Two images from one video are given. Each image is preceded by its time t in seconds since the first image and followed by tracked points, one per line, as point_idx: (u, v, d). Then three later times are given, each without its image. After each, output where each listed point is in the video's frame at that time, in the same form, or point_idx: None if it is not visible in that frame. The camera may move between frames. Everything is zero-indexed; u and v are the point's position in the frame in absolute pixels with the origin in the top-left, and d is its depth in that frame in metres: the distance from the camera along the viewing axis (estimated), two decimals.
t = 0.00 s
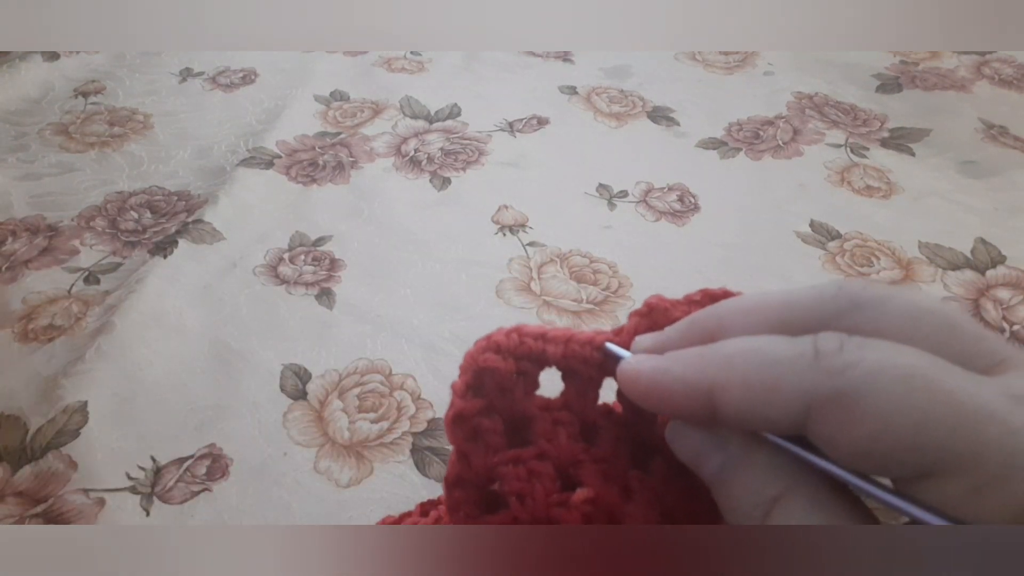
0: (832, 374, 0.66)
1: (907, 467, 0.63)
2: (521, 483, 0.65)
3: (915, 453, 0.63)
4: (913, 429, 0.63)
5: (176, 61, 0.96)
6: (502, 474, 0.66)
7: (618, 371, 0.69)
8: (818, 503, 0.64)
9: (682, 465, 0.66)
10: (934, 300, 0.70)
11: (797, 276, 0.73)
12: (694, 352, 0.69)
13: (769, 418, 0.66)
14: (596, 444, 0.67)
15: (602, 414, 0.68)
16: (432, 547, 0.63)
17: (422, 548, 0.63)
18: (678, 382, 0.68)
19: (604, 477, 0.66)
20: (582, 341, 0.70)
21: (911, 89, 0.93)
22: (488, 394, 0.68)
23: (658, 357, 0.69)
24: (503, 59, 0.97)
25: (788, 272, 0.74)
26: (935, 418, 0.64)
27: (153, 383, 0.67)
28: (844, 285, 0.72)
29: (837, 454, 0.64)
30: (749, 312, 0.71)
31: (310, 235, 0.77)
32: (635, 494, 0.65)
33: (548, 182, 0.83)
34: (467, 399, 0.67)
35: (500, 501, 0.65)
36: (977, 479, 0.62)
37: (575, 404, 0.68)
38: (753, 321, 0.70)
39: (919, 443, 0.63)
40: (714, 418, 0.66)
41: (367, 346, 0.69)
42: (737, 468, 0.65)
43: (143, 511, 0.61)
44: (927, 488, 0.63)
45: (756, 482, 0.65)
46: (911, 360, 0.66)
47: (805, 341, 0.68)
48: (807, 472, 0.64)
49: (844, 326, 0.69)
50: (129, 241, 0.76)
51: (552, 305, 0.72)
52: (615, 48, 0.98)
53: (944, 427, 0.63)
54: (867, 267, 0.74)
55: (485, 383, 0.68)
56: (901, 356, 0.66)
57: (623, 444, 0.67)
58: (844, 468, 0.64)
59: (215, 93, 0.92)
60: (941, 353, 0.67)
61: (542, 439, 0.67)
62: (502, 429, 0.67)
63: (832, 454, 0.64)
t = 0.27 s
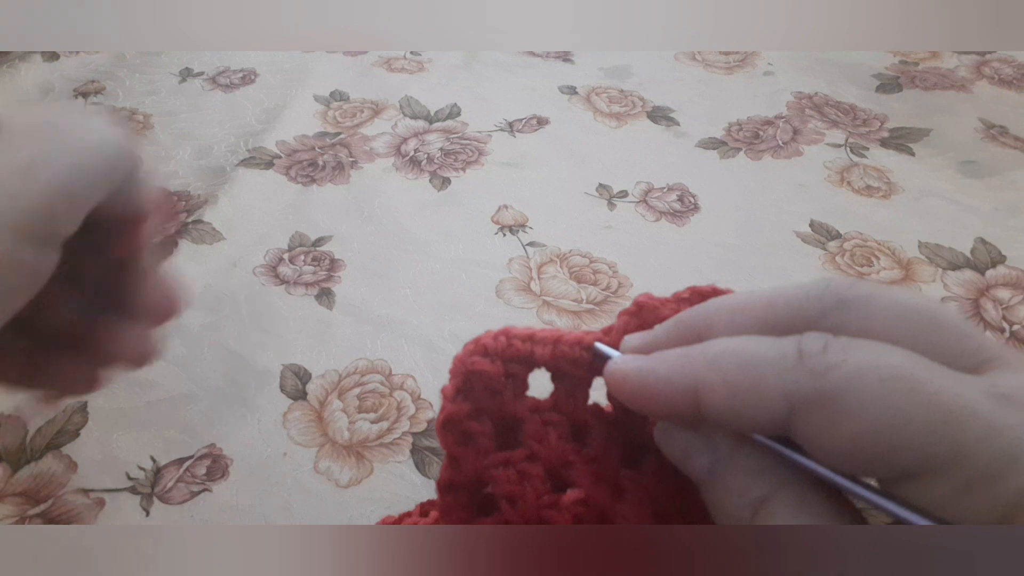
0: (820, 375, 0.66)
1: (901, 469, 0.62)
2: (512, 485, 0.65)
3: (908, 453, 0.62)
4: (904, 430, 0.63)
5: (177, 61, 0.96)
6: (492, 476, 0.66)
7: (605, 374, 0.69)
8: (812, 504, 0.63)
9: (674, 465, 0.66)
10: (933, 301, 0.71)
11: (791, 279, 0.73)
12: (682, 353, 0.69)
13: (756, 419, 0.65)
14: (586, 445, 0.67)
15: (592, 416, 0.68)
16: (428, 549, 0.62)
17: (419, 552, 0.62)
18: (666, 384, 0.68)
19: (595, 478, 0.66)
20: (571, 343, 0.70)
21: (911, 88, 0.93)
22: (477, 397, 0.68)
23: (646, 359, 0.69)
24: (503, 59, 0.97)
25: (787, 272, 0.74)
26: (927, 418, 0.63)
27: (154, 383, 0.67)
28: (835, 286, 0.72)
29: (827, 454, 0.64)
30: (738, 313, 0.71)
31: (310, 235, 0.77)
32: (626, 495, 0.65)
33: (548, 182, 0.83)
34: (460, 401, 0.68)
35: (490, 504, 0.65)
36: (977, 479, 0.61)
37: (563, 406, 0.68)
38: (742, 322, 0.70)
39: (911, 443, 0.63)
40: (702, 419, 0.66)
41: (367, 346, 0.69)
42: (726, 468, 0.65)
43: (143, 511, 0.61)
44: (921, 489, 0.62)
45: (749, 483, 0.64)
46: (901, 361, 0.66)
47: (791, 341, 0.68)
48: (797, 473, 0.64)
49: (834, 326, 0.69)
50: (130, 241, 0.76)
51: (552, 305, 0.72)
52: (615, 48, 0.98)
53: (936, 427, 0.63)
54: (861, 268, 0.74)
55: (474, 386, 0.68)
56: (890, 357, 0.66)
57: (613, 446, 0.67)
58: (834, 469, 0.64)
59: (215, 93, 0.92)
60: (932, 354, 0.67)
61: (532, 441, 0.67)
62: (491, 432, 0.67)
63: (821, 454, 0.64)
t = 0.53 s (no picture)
0: (811, 372, 0.65)
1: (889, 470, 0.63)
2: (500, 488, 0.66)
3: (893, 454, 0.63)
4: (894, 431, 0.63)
5: (176, 60, 0.96)
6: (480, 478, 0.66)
7: (594, 374, 0.69)
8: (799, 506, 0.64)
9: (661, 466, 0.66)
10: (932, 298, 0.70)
11: (785, 273, 0.73)
12: (671, 351, 0.68)
13: (745, 419, 0.65)
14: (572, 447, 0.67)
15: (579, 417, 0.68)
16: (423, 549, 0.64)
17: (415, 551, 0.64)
18: (656, 382, 0.67)
19: (581, 483, 0.66)
20: (559, 343, 0.70)
21: (912, 88, 0.93)
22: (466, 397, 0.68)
23: (635, 357, 0.68)
24: (503, 59, 0.98)
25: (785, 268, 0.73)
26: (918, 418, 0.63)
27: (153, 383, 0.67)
28: (827, 282, 0.71)
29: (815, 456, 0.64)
30: (728, 309, 0.70)
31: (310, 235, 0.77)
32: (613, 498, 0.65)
33: (548, 182, 0.83)
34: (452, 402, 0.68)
35: (481, 506, 0.65)
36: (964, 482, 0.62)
37: (552, 407, 0.68)
38: (733, 319, 0.69)
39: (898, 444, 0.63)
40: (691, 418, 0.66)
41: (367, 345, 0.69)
42: (716, 468, 0.65)
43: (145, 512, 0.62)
44: (908, 490, 0.63)
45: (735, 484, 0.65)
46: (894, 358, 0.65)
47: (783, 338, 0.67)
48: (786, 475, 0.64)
49: (826, 323, 0.68)
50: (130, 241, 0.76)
51: (552, 305, 0.72)
52: (615, 49, 0.98)
53: (925, 427, 0.63)
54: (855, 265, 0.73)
55: (462, 387, 0.68)
56: (883, 353, 0.65)
57: (599, 447, 0.67)
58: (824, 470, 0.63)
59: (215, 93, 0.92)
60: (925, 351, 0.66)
61: (518, 444, 0.68)
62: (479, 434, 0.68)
63: (811, 455, 0.64)
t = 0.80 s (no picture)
0: (815, 371, 0.65)
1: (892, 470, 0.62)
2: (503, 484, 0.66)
3: (895, 455, 0.62)
4: (895, 432, 0.63)
5: (176, 60, 0.96)
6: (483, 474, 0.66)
7: (599, 369, 0.68)
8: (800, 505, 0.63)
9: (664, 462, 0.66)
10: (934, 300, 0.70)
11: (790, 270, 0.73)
12: (677, 348, 0.68)
13: (750, 418, 0.65)
14: (576, 443, 0.67)
15: (583, 412, 0.67)
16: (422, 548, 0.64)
17: (414, 548, 0.64)
18: (660, 379, 0.67)
19: (584, 478, 0.66)
20: (564, 339, 0.70)
21: (912, 88, 0.93)
22: (470, 394, 0.68)
23: (641, 353, 0.68)
24: (502, 59, 0.98)
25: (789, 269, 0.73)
26: (921, 420, 0.63)
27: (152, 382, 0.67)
28: (833, 282, 0.71)
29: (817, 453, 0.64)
30: (734, 307, 0.70)
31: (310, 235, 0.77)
32: (615, 494, 0.65)
33: (548, 182, 0.83)
34: (452, 402, 0.67)
35: (483, 502, 0.65)
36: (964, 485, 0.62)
37: (557, 402, 0.68)
38: (739, 317, 0.69)
39: (901, 444, 0.62)
40: (694, 416, 0.66)
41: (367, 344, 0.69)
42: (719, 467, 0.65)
43: (141, 511, 0.61)
44: (911, 495, 0.62)
45: (736, 480, 0.65)
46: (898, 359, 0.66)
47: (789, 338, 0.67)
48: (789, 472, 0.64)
49: (832, 323, 0.68)
50: (129, 241, 0.76)
51: (552, 305, 0.72)
52: (615, 49, 0.98)
53: (928, 428, 0.63)
54: (860, 264, 0.73)
55: (466, 383, 0.68)
56: (888, 356, 0.66)
57: (603, 443, 0.67)
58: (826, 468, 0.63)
59: (215, 93, 0.92)
60: (928, 353, 0.67)
61: (523, 438, 0.67)
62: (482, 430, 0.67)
63: (814, 456, 0.64)
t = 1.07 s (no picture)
0: (806, 382, 0.64)
1: (889, 479, 0.61)
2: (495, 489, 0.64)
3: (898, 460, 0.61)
4: (894, 438, 0.62)
5: (177, 60, 0.96)
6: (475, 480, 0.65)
7: (586, 378, 0.68)
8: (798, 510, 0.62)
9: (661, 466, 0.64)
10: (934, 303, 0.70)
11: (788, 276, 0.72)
12: (668, 359, 0.68)
13: (734, 427, 0.64)
14: (571, 447, 0.66)
15: (575, 418, 0.67)
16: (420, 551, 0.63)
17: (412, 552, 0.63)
18: (649, 389, 0.67)
19: (580, 482, 0.64)
20: (555, 346, 0.70)
21: (911, 88, 0.93)
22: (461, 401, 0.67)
23: (630, 362, 0.68)
24: (502, 59, 0.98)
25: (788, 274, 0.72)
26: (914, 430, 0.62)
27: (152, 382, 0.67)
28: (832, 290, 0.70)
29: (816, 458, 0.62)
30: (729, 317, 0.69)
31: (311, 235, 0.77)
32: (611, 498, 0.64)
33: (548, 182, 0.83)
34: (447, 405, 0.67)
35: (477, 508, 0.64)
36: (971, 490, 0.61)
37: (546, 408, 0.67)
38: (732, 327, 0.69)
39: (902, 450, 0.61)
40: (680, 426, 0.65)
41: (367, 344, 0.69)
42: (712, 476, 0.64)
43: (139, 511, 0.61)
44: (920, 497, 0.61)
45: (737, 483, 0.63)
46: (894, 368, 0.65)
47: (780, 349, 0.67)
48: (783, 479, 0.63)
49: (826, 333, 0.68)
50: (130, 241, 0.76)
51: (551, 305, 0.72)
52: (615, 50, 0.98)
53: (925, 437, 0.62)
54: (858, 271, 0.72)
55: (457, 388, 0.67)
56: (880, 368, 0.65)
57: (598, 447, 0.66)
58: (820, 476, 0.62)
59: (215, 93, 0.92)
60: (925, 363, 0.66)
61: (516, 444, 0.66)
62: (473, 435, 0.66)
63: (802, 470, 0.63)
